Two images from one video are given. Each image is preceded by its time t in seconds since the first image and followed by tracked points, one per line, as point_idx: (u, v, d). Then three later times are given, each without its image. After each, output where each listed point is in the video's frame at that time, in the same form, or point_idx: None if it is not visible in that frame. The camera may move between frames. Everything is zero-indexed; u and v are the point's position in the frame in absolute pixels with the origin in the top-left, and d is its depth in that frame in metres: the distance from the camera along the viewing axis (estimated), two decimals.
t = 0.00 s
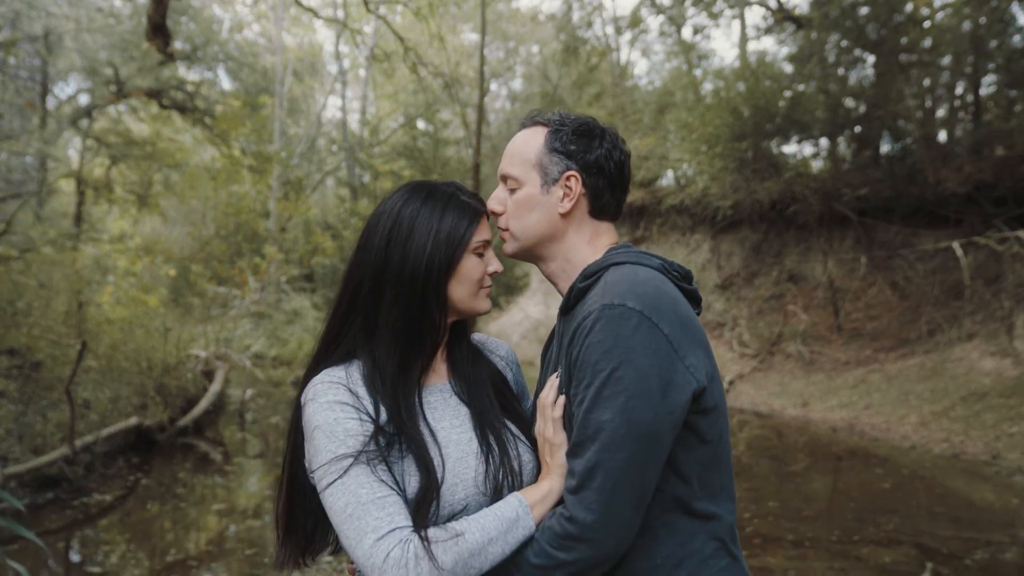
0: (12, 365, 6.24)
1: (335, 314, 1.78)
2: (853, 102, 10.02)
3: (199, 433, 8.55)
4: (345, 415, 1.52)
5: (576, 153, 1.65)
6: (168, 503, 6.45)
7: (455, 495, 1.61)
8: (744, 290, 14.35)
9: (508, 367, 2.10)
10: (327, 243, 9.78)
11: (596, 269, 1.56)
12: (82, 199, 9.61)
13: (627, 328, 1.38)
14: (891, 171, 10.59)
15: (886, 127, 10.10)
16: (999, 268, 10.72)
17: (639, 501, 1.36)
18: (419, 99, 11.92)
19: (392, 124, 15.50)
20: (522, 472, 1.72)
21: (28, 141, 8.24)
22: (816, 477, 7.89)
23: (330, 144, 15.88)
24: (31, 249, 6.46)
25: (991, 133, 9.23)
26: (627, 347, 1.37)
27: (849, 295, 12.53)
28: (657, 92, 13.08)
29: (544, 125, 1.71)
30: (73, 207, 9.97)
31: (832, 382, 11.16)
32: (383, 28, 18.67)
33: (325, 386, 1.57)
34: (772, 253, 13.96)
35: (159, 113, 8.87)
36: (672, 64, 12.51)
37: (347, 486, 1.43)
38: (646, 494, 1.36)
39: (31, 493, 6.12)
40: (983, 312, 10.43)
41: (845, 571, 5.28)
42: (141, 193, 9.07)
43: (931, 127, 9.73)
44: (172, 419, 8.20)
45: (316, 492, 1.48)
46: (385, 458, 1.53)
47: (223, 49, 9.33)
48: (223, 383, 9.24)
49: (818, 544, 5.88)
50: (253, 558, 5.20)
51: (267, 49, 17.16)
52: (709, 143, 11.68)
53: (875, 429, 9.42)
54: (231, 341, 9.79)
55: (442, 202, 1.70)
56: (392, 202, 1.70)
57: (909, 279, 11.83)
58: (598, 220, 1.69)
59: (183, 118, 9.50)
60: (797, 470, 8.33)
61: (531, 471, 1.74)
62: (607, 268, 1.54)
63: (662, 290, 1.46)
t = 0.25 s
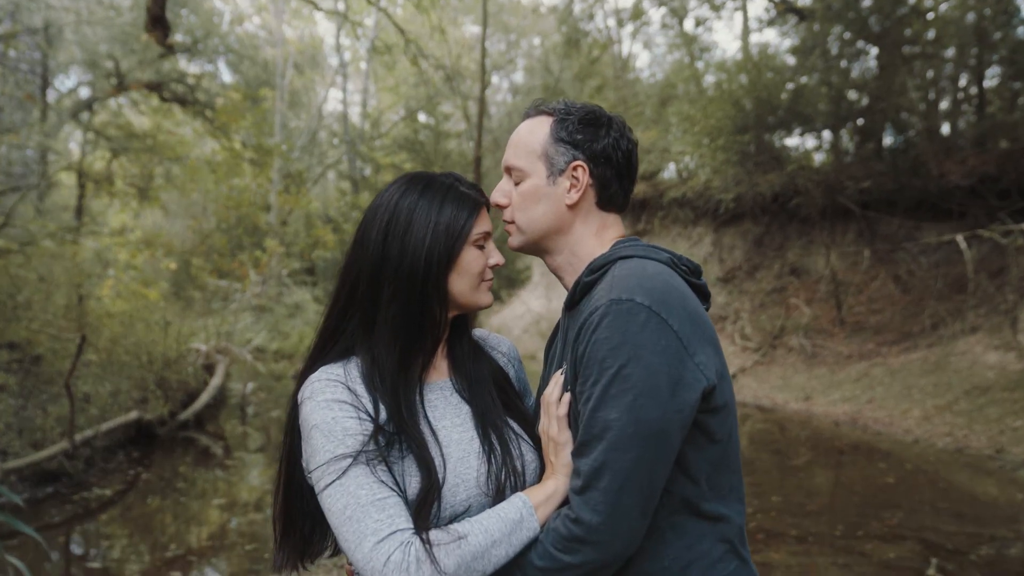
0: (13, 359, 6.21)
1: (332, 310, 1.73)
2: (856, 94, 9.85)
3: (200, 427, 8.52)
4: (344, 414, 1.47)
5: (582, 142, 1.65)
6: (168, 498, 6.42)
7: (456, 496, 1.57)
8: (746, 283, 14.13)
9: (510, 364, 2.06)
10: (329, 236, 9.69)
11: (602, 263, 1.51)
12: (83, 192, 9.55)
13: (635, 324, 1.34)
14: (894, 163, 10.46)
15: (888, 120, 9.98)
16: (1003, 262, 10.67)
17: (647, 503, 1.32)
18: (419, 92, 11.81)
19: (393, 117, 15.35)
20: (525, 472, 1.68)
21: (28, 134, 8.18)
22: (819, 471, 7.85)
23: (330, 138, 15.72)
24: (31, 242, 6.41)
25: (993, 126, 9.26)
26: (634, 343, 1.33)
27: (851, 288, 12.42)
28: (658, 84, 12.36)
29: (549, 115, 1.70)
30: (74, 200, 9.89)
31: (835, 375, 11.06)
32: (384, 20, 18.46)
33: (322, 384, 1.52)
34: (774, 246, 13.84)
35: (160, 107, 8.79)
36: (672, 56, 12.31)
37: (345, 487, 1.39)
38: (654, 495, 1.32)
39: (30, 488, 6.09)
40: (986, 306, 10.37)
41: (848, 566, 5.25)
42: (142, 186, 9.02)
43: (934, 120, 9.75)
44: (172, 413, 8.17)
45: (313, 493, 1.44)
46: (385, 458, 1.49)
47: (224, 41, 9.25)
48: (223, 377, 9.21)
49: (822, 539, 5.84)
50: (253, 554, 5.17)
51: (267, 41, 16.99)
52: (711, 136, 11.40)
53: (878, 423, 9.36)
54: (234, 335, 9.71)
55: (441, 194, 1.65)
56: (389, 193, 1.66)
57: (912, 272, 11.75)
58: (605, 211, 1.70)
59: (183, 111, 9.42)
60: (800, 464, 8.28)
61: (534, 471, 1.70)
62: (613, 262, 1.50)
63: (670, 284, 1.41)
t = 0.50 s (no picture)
0: (14, 355, 6.18)
1: (331, 307, 1.68)
2: (861, 88, 9.77)
3: (202, 422, 8.49)
4: (343, 414, 1.43)
5: (590, 134, 1.63)
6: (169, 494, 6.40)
7: (459, 499, 1.53)
8: (750, 278, 13.69)
9: (513, 362, 2.02)
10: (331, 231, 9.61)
11: (610, 259, 1.47)
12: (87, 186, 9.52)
13: (644, 321, 1.30)
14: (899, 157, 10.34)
15: (893, 113, 9.89)
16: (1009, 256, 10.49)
17: (656, 507, 1.27)
18: (421, 85, 11.64)
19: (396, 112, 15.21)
20: (529, 473, 1.63)
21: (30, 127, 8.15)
22: (822, 466, 7.79)
23: (333, 133, 15.61)
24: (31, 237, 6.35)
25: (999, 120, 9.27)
26: (643, 341, 1.28)
27: (855, 284, 12.13)
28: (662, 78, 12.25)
29: (556, 106, 1.69)
30: (77, 195, 9.86)
31: (839, 370, 10.80)
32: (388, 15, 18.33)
33: (321, 383, 1.48)
34: (778, 240, 13.50)
35: (162, 101, 8.76)
36: (677, 50, 12.23)
37: (345, 490, 1.35)
38: (664, 498, 1.28)
39: (32, 484, 6.07)
40: (992, 300, 10.14)
41: (854, 563, 5.21)
42: (145, 181, 8.98)
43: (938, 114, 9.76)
44: (174, 408, 8.14)
45: (312, 496, 1.40)
46: (386, 460, 1.45)
47: (226, 35, 9.14)
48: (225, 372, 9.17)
49: (828, 536, 5.80)
50: (255, 550, 5.14)
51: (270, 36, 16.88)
52: (714, 131, 11.23)
53: (882, 418, 9.14)
54: (236, 330, 9.63)
55: (441, 187, 1.60)
56: (388, 187, 1.61)
57: (916, 267, 11.50)
58: (614, 204, 1.68)
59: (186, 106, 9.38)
60: (804, 459, 8.20)
61: (538, 472, 1.66)
62: (620, 257, 1.45)
63: (680, 280, 1.37)
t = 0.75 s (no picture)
0: (16, 350, 6.15)
1: (330, 305, 1.64)
2: (865, 81, 9.56)
3: (204, 417, 8.45)
4: (343, 415, 1.39)
5: (598, 125, 1.60)
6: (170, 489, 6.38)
7: (461, 501, 1.49)
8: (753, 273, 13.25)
9: (517, 360, 1.97)
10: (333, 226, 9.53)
11: (619, 255, 1.42)
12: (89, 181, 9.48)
13: (654, 319, 1.25)
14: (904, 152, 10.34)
15: (897, 106, 9.79)
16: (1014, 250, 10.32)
17: (667, 511, 1.23)
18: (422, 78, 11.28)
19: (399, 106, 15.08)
20: (534, 474, 1.59)
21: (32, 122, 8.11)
22: (826, 462, 7.71)
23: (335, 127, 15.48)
24: (31, 234, 6.23)
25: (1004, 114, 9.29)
26: (653, 340, 1.24)
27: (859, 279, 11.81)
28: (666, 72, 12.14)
29: (562, 97, 1.65)
30: (79, 189, 9.81)
31: (843, 366, 10.50)
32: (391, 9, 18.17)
33: (319, 383, 1.44)
34: (781, 235, 13.08)
35: (164, 96, 8.71)
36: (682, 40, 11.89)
37: (344, 494, 1.31)
38: (674, 502, 1.23)
39: (33, 480, 6.07)
40: (997, 295, 9.97)
41: (859, 560, 5.16)
42: (147, 175, 8.95)
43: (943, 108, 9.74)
44: (176, 403, 8.11)
45: (310, 499, 1.35)
46: (387, 462, 1.41)
47: (228, 28, 9.02)
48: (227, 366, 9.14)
49: (833, 533, 5.76)
50: (258, 546, 5.12)
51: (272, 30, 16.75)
52: (717, 125, 11.10)
53: (886, 413, 8.93)
54: (239, 324, 9.54)
55: (441, 180, 1.56)
56: (387, 180, 1.56)
57: (920, 261, 11.25)
58: (623, 197, 1.65)
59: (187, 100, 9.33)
60: (807, 455, 8.10)
61: (542, 474, 1.62)
62: (629, 253, 1.41)
63: (691, 278, 1.32)
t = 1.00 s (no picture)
0: (17, 346, 6.08)
1: (329, 303, 1.60)
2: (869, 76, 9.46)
3: (206, 413, 8.40)
4: (342, 417, 1.35)
5: (605, 118, 1.57)
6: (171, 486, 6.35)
7: (463, 505, 1.45)
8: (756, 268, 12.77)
9: (521, 360, 1.93)
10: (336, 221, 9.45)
11: (627, 252, 1.38)
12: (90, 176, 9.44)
13: (664, 318, 1.21)
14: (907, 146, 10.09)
15: (901, 101, 9.63)
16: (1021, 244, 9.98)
17: (676, 517, 1.19)
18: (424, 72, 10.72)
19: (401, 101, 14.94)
20: (538, 477, 1.55)
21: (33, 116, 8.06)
22: (830, 458, 7.61)
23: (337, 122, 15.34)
24: (36, 228, 6.31)
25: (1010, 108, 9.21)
26: (662, 340, 1.20)
27: (863, 275, 11.43)
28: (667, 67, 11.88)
29: (567, 89, 1.62)
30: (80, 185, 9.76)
31: (847, 361, 10.20)
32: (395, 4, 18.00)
33: (318, 383, 1.40)
34: (785, 231, 12.55)
35: (166, 91, 8.67)
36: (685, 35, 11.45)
37: (342, 497, 1.27)
38: (684, 507, 1.19)
39: (34, 477, 6.04)
40: (1003, 290, 9.63)
41: (865, 558, 5.11)
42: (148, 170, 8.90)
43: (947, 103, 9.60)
44: (177, 399, 8.07)
45: (309, 502, 1.32)
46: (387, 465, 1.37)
47: (231, 23, 8.87)
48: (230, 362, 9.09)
49: (838, 530, 5.71)
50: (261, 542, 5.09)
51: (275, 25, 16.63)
52: (721, 119, 10.90)
53: (890, 409, 8.70)
54: (240, 320, 9.44)
55: (442, 174, 1.51)
56: (387, 175, 1.52)
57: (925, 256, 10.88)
58: (632, 191, 1.61)
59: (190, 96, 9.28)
60: (810, 450, 7.97)
61: (547, 477, 1.58)
62: (638, 249, 1.37)
63: (702, 275, 1.28)
